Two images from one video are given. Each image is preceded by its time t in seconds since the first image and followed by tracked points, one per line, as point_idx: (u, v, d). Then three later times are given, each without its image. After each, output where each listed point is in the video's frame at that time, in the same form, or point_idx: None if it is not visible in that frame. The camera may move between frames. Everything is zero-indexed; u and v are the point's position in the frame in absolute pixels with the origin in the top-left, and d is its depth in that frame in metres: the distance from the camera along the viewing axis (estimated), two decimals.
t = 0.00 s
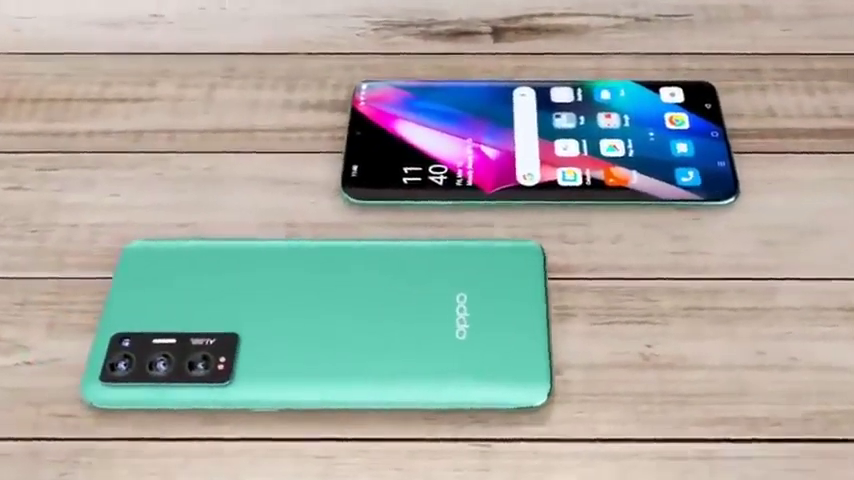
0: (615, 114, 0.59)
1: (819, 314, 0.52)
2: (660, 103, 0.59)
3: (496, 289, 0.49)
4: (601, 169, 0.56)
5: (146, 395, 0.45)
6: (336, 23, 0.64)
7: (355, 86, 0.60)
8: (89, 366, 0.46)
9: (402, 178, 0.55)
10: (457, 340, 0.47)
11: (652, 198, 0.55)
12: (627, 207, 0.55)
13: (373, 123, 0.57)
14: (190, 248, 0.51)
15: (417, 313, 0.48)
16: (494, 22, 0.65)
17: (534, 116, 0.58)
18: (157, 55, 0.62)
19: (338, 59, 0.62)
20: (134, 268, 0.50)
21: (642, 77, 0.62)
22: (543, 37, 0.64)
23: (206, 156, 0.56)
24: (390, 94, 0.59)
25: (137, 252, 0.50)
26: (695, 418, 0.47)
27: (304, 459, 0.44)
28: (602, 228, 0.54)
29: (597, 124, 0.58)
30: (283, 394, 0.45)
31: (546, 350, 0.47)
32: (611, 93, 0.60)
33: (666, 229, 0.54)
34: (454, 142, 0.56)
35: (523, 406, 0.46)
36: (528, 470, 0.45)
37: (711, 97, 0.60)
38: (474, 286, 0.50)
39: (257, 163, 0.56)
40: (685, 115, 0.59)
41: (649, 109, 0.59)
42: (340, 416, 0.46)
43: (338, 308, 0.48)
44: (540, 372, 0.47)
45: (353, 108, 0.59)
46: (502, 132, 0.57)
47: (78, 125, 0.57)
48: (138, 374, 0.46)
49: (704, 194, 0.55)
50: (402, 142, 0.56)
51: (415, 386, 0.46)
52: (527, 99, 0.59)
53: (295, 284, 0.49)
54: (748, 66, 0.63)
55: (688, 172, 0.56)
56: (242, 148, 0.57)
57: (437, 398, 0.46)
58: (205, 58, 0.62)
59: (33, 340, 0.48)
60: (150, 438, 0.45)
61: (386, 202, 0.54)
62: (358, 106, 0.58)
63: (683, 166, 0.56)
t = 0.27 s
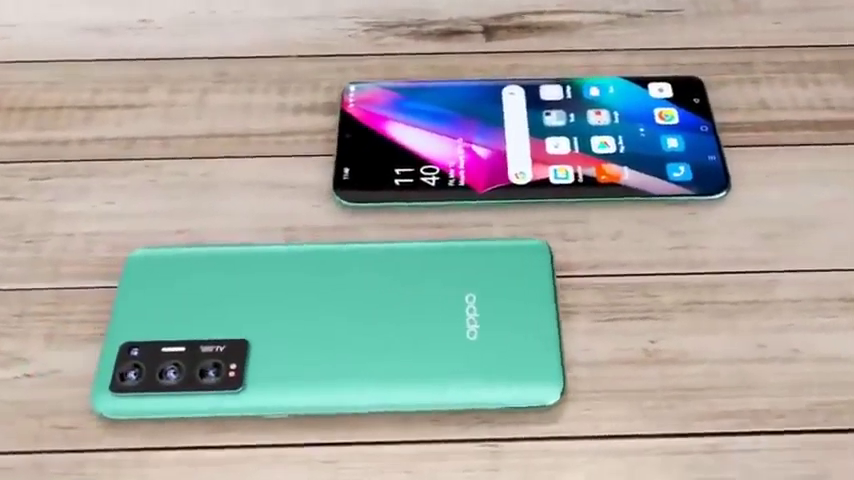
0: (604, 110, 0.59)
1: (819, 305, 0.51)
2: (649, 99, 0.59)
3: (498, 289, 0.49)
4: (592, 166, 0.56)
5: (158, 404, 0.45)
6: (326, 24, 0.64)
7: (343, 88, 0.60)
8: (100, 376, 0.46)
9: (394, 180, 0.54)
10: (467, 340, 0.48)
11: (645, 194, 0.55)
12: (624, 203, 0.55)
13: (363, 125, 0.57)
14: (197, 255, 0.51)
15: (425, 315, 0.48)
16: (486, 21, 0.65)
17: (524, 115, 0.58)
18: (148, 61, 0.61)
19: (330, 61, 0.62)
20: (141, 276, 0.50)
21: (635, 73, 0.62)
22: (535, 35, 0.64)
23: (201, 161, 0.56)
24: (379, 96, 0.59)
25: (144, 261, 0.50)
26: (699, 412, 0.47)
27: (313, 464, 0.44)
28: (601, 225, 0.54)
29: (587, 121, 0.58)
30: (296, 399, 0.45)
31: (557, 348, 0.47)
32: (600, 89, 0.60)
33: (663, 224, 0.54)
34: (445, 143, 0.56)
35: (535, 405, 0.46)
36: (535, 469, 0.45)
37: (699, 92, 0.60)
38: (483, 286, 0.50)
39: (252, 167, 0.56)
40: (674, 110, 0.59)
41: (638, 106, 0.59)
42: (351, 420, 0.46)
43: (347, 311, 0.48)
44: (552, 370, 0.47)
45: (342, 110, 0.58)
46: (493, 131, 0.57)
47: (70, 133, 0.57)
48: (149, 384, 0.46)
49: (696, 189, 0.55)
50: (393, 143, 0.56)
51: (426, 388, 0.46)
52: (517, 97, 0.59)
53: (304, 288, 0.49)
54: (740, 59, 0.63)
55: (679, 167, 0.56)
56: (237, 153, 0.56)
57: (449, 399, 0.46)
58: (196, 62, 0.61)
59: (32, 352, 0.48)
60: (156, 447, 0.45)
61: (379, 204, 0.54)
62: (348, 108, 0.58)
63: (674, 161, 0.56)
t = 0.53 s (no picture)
0: (594, 107, 0.58)
1: (819, 296, 0.52)
2: (638, 95, 0.59)
3: (506, 289, 0.49)
4: (584, 164, 0.56)
5: (169, 412, 0.45)
6: (317, 27, 0.63)
7: (333, 90, 0.59)
8: (109, 386, 0.46)
9: (387, 181, 0.54)
10: (477, 340, 0.48)
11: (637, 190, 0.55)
12: (622, 199, 0.55)
13: (353, 128, 0.57)
14: (203, 262, 0.50)
15: (433, 315, 0.48)
16: (476, 20, 0.64)
17: (515, 114, 0.58)
18: (138, 67, 0.60)
19: (322, 63, 0.61)
20: (147, 285, 0.49)
21: (627, 69, 0.62)
22: (526, 33, 0.64)
23: (196, 167, 0.55)
24: (369, 98, 0.59)
25: (149, 269, 0.50)
26: (704, 406, 0.47)
27: (322, 469, 0.44)
28: (599, 222, 0.54)
29: (578, 119, 0.58)
30: (308, 403, 0.45)
31: (567, 346, 0.48)
32: (590, 86, 0.59)
33: (661, 220, 0.54)
34: (436, 143, 0.56)
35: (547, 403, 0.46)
36: (544, 468, 0.45)
37: (688, 87, 0.60)
38: (490, 285, 0.50)
39: (248, 171, 0.55)
40: (664, 106, 0.59)
41: (628, 102, 0.59)
42: (364, 422, 0.46)
43: (356, 314, 0.48)
44: (562, 368, 0.47)
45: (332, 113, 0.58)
46: (484, 131, 0.57)
47: (62, 141, 0.56)
48: (159, 392, 0.45)
49: (688, 184, 0.55)
50: (383, 145, 0.56)
51: (438, 388, 0.46)
52: (507, 97, 0.59)
53: (312, 292, 0.49)
54: (732, 53, 0.63)
55: (670, 162, 0.56)
56: (232, 158, 0.56)
57: (461, 399, 0.46)
58: (187, 67, 0.61)
59: (32, 363, 0.47)
60: (162, 456, 0.45)
61: (372, 207, 0.53)
62: (337, 110, 0.58)
63: (665, 157, 0.56)
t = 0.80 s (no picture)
0: (585, 105, 0.58)
1: (819, 288, 0.52)
2: (628, 92, 0.59)
3: (515, 289, 0.49)
4: (576, 162, 0.55)
5: (180, 419, 0.45)
6: (307, 29, 0.63)
7: (322, 93, 0.59)
8: (118, 394, 0.46)
9: (380, 183, 0.54)
10: (489, 340, 0.48)
11: (630, 187, 0.55)
12: (620, 196, 0.55)
13: (344, 130, 0.56)
14: (209, 268, 0.50)
15: (442, 316, 0.48)
16: (468, 19, 0.64)
17: (505, 113, 0.58)
18: (129, 73, 0.60)
19: (314, 66, 0.61)
20: (153, 291, 0.49)
21: (620, 66, 0.62)
22: (519, 32, 0.64)
23: (191, 173, 0.55)
24: (359, 100, 0.58)
25: (155, 275, 0.50)
26: (710, 401, 0.47)
27: (329, 473, 0.44)
28: (599, 219, 0.54)
29: (569, 116, 0.58)
30: (321, 407, 0.45)
31: (577, 344, 0.48)
32: (580, 84, 0.59)
33: (660, 216, 0.54)
34: (428, 144, 0.56)
35: (559, 401, 0.46)
36: (552, 466, 0.45)
37: (677, 82, 0.60)
38: (499, 285, 0.50)
39: (244, 176, 0.55)
40: (654, 102, 0.59)
41: (618, 99, 0.59)
42: (376, 425, 0.46)
43: (366, 317, 0.48)
44: (574, 367, 0.47)
45: (322, 116, 0.57)
46: (475, 131, 0.57)
47: (55, 149, 0.55)
48: (170, 400, 0.45)
49: (680, 180, 0.55)
50: (375, 147, 0.55)
51: (450, 389, 0.46)
52: (497, 96, 0.58)
53: (320, 296, 0.49)
54: (724, 48, 0.63)
55: (662, 158, 0.56)
56: (227, 163, 0.55)
57: (475, 400, 0.46)
58: (178, 73, 0.60)
59: (32, 374, 0.47)
60: (168, 465, 0.44)
61: (366, 209, 0.53)
62: (327, 113, 0.57)
63: (657, 153, 0.56)
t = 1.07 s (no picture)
0: (576, 103, 0.58)
1: (818, 281, 0.52)
2: (618, 89, 0.59)
3: (522, 288, 0.50)
4: (569, 160, 0.55)
5: (191, 426, 0.45)
6: (299, 32, 0.62)
7: (312, 96, 0.59)
8: (128, 402, 0.46)
9: (373, 186, 0.54)
10: (498, 340, 0.48)
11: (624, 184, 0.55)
12: (618, 193, 0.55)
13: (335, 133, 0.56)
14: (215, 273, 0.50)
15: (451, 316, 0.49)
16: (460, 19, 0.64)
17: (497, 112, 0.57)
18: (121, 79, 0.59)
19: (307, 69, 0.61)
20: (160, 298, 0.49)
21: (614, 63, 0.62)
22: (511, 31, 0.63)
23: (188, 178, 0.54)
24: (349, 102, 0.58)
25: (161, 281, 0.49)
26: (714, 395, 0.48)
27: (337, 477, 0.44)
28: (597, 216, 0.54)
29: (560, 115, 0.58)
30: (333, 411, 0.45)
31: (586, 342, 0.48)
32: (570, 82, 0.59)
33: (658, 212, 0.54)
34: (420, 145, 0.55)
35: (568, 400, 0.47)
36: (560, 465, 0.45)
37: (667, 79, 0.60)
38: (506, 284, 0.50)
39: (241, 181, 0.54)
40: (644, 99, 0.59)
41: (608, 96, 0.59)
42: (387, 427, 0.46)
43: (375, 319, 0.48)
44: (583, 365, 0.47)
45: (313, 119, 0.57)
46: (467, 131, 0.57)
47: (49, 157, 0.55)
48: (180, 406, 0.45)
49: (673, 176, 0.55)
50: (367, 150, 0.55)
51: (462, 389, 0.46)
52: (487, 95, 0.58)
53: (328, 299, 0.49)
54: (716, 43, 0.63)
55: (654, 155, 0.56)
56: (223, 168, 0.55)
57: (486, 400, 0.46)
58: (171, 78, 0.60)
59: (33, 384, 0.47)
60: (174, 472, 0.44)
61: (360, 212, 0.53)
62: (318, 116, 0.57)
63: (649, 149, 0.56)
